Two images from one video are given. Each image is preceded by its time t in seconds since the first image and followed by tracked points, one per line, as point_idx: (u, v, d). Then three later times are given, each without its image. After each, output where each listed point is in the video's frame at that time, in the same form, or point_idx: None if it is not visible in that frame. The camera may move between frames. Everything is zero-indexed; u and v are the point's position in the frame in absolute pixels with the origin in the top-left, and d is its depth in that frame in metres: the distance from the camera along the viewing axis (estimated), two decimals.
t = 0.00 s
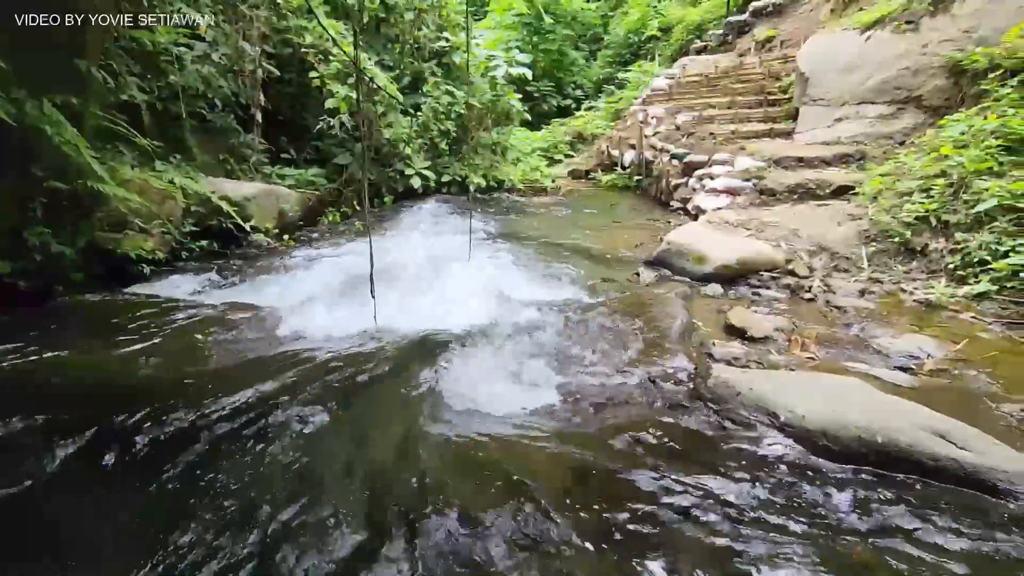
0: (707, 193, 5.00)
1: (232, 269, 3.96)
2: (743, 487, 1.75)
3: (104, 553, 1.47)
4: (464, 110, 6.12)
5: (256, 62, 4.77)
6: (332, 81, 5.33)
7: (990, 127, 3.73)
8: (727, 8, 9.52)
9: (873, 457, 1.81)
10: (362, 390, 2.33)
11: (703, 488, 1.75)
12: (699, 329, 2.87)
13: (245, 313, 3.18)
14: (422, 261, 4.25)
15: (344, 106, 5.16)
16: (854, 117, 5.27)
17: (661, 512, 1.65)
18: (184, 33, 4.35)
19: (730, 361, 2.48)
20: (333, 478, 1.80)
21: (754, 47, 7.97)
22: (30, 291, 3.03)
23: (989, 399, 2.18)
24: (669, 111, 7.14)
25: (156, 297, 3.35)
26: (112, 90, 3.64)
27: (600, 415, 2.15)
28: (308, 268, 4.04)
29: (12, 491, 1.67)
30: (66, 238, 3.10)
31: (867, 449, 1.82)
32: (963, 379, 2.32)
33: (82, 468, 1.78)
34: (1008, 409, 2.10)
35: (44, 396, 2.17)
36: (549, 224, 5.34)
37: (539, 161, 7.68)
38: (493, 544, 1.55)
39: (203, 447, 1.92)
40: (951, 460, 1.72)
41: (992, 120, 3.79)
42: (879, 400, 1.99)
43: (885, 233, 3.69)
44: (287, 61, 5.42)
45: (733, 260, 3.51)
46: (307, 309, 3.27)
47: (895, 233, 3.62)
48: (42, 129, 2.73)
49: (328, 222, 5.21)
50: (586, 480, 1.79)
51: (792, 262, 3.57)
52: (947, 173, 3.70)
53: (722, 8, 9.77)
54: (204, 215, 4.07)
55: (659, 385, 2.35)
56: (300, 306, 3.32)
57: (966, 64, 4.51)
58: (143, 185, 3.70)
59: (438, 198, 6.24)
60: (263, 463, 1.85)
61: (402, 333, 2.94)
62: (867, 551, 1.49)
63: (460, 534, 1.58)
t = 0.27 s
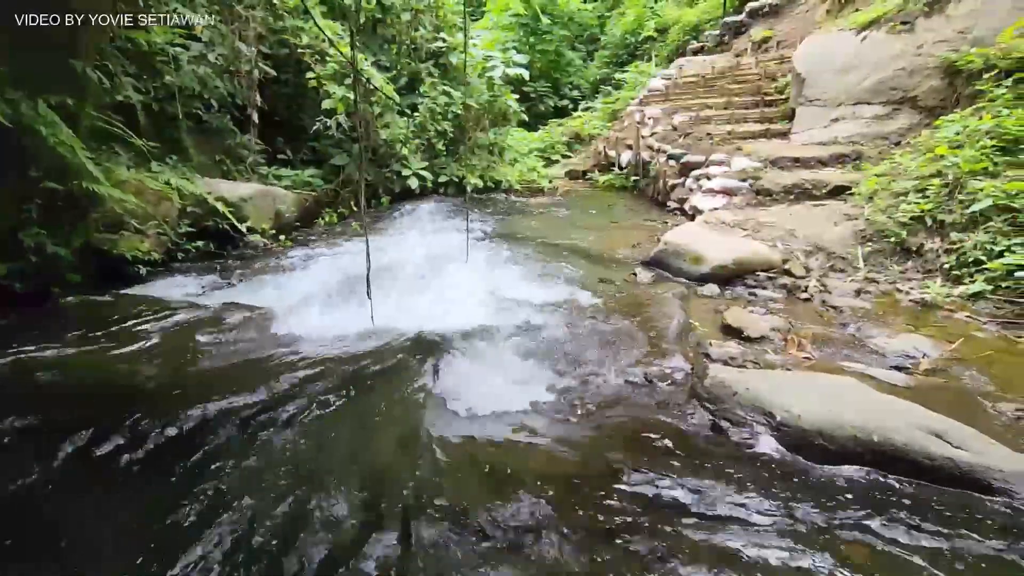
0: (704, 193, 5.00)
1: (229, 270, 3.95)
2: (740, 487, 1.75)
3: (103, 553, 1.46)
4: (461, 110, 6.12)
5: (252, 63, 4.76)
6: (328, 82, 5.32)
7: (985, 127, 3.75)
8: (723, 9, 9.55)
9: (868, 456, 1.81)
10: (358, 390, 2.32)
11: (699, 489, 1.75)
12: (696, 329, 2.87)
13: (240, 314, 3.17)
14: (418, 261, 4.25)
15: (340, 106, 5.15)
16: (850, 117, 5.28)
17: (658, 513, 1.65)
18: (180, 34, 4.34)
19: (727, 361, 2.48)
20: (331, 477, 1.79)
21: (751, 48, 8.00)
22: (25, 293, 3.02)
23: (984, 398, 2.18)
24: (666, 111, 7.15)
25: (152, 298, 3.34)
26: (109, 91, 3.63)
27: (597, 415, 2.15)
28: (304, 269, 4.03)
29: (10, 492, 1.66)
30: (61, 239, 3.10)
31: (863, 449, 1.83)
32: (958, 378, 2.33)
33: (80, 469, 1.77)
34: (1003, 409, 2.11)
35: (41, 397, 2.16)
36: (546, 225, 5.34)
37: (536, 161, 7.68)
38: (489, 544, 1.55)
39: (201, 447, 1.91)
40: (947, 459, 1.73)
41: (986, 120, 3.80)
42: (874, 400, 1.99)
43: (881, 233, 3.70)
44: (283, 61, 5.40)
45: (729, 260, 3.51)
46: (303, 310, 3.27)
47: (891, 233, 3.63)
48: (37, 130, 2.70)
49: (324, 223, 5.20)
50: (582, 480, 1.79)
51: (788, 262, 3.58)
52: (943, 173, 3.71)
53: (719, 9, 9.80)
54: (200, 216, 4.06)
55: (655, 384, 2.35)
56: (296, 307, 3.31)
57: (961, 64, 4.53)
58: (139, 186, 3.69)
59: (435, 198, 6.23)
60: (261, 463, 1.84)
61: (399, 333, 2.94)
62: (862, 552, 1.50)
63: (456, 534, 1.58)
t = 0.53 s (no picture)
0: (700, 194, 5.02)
1: (224, 271, 3.93)
2: (737, 489, 1.76)
3: (102, 554, 1.45)
4: (458, 111, 6.13)
5: (248, 63, 4.75)
6: (325, 82, 5.32)
7: (979, 128, 3.77)
8: (719, 10, 9.58)
9: (863, 456, 1.82)
10: (355, 391, 2.32)
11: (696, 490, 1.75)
12: (692, 330, 2.88)
13: (236, 315, 3.16)
14: (414, 262, 4.25)
15: (337, 107, 5.15)
16: (845, 118, 5.30)
17: (654, 513, 1.65)
18: (176, 34, 4.34)
19: (723, 361, 2.49)
20: (328, 477, 1.79)
21: (746, 49, 8.02)
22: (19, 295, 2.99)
23: (978, 397, 2.20)
24: (662, 112, 7.17)
25: (147, 300, 3.32)
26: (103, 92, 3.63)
27: (594, 416, 2.16)
28: (299, 270, 4.02)
29: (7, 495, 1.64)
30: (55, 240, 3.07)
31: (858, 448, 1.83)
32: (952, 378, 2.34)
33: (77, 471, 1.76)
34: (997, 408, 2.12)
35: (37, 400, 2.15)
36: (543, 225, 5.35)
37: (532, 162, 7.68)
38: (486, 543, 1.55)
39: (199, 447, 1.90)
40: (941, 458, 1.74)
41: (980, 121, 3.83)
42: (869, 399, 2.00)
43: (876, 233, 3.72)
44: (279, 62, 5.40)
45: (725, 261, 3.52)
46: (299, 311, 3.26)
47: (886, 233, 3.65)
48: (31, 130, 2.71)
49: (321, 224, 5.19)
50: (579, 481, 1.80)
51: (784, 262, 3.59)
52: (937, 173, 3.73)
53: (715, 10, 9.83)
54: (196, 217, 4.04)
55: (652, 385, 2.36)
56: (292, 308, 3.31)
57: (954, 66, 4.56)
58: (134, 187, 3.68)
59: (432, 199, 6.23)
60: (259, 462, 1.84)
61: (395, 334, 2.94)
62: (859, 552, 1.50)
63: (453, 534, 1.58)
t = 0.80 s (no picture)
0: (696, 195, 5.03)
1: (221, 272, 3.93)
2: (734, 488, 1.76)
3: (105, 559, 1.46)
4: (455, 112, 6.15)
5: (244, 64, 4.75)
6: (321, 83, 5.32)
7: (973, 129, 3.79)
8: (715, 12, 9.62)
9: (859, 455, 1.83)
10: (352, 392, 2.32)
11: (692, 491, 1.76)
12: (689, 330, 2.89)
13: (233, 317, 3.15)
14: (412, 262, 4.25)
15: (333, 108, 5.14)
16: (841, 118, 5.31)
17: (650, 515, 1.66)
18: (172, 36, 4.33)
19: (719, 361, 2.50)
20: (326, 481, 1.79)
21: (743, 50, 8.04)
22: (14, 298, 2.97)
23: (972, 397, 2.21)
24: (659, 113, 7.18)
25: (143, 301, 3.32)
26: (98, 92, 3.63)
27: (590, 417, 2.16)
28: (296, 271, 4.01)
29: (7, 501, 1.64)
30: (51, 242, 3.06)
31: (854, 447, 1.84)
32: (947, 377, 2.35)
33: (77, 477, 1.76)
34: (992, 406, 2.13)
35: (35, 404, 2.14)
36: (540, 226, 5.34)
37: (529, 163, 7.68)
38: (481, 547, 1.55)
39: (199, 451, 1.90)
40: (935, 457, 1.75)
41: (974, 122, 3.85)
42: (863, 398, 2.01)
43: (871, 234, 3.74)
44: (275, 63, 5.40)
45: (722, 261, 3.53)
46: (296, 312, 3.25)
47: (882, 234, 3.67)
48: (24, 131, 2.70)
49: (318, 225, 5.19)
50: (576, 482, 1.80)
51: (780, 263, 3.60)
52: (932, 174, 3.75)
53: (711, 11, 9.85)
54: (193, 218, 4.03)
55: (649, 385, 2.36)
56: (289, 309, 3.30)
57: (949, 67, 4.59)
58: (130, 189, 3.67)
59: (429, 200, 6.23)
60: (258, 466, 1.84)
61: (392, 335, 2.94)
62: (855, 552, 1.51)
63: (450, 536, 1.58)
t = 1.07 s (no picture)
0: (693, 196, 5.04)
1: (218, 273, 3.92)
2: (731, 486, 1.76)
3: (104, 559, 1.46)
4: (452, 113, 6.18)
5: (241, 65, 4.74)
6: (318, 84, 5.31)
7: (968, 129, 3.81)
8: (711, 13, 9.66)
9: (855, 455, 1.84)
10: (349, 393, 2.32)
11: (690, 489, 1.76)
12: (686, 330, 2.89)
13: (230, 318, 3.15)
14: (410, 263, 4.25)
15: (330, 109, 5.14)
16: (837, 119, 5.32)
17: (647, 514, 1.66)
18: (168, 37, 4.33)
19: (716, 361, 2.50)
20: (325, 480, 1.79)
21: (739, 51, 8.07)
22: (9, 299, 2.96)
23: (968, 396, 2.22)
24: (656, 114, 7.19)
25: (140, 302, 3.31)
26: (94, 93, 3.62)
27: (588, 417, 2.16)
28: (293, 272, 4.01)
29: (6, 501, 1.64)
30: (46, 243, 3.05)
31: (850, 447, 1.85)
32: (942, 377, 2.36)
33: (76, 477, 1.75)
34: (987, 405, 2.14)
35: (32, 405, 2.13)
36: (537, 227, 5.34)
37: (526, 164, 7.68)
38: (477, 546, 1.55)
39: (198, 450, 1.90)
40: (930, 457, 1.76)
41: (969, 122, 3.87)
42: (860, 398, 2.02)
43: (867, 234, 3.75)
44: (272, 64, 5.39)
45: (718, 262, 3.54)
46: (293, 313, 3.25)
47: (877, 234, 3.68)
48: (20, 131, 2.71)
49: (314, 226, 5.18)
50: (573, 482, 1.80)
51: (777, 263, 3.61)
52: (928, 174, 3.78)
53: (707, 12, 9.89)
54: (190, 219, 4.02)
55: (646, 385, 2.37)
56: (286, 310, 3.30)
57: (944, 68, 4.61)
58: (126, 190, 3.66)
59: (426, 201, 6.23)
60: (258, 466, 1.84)
61: (390, 337, 2.93)
62: (852, 548, 1.51)
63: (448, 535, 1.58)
